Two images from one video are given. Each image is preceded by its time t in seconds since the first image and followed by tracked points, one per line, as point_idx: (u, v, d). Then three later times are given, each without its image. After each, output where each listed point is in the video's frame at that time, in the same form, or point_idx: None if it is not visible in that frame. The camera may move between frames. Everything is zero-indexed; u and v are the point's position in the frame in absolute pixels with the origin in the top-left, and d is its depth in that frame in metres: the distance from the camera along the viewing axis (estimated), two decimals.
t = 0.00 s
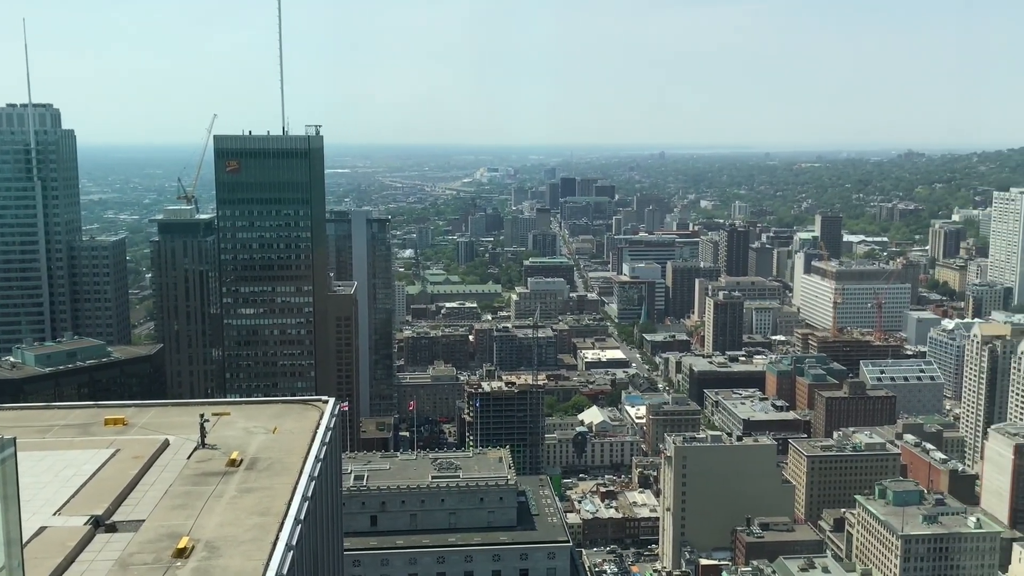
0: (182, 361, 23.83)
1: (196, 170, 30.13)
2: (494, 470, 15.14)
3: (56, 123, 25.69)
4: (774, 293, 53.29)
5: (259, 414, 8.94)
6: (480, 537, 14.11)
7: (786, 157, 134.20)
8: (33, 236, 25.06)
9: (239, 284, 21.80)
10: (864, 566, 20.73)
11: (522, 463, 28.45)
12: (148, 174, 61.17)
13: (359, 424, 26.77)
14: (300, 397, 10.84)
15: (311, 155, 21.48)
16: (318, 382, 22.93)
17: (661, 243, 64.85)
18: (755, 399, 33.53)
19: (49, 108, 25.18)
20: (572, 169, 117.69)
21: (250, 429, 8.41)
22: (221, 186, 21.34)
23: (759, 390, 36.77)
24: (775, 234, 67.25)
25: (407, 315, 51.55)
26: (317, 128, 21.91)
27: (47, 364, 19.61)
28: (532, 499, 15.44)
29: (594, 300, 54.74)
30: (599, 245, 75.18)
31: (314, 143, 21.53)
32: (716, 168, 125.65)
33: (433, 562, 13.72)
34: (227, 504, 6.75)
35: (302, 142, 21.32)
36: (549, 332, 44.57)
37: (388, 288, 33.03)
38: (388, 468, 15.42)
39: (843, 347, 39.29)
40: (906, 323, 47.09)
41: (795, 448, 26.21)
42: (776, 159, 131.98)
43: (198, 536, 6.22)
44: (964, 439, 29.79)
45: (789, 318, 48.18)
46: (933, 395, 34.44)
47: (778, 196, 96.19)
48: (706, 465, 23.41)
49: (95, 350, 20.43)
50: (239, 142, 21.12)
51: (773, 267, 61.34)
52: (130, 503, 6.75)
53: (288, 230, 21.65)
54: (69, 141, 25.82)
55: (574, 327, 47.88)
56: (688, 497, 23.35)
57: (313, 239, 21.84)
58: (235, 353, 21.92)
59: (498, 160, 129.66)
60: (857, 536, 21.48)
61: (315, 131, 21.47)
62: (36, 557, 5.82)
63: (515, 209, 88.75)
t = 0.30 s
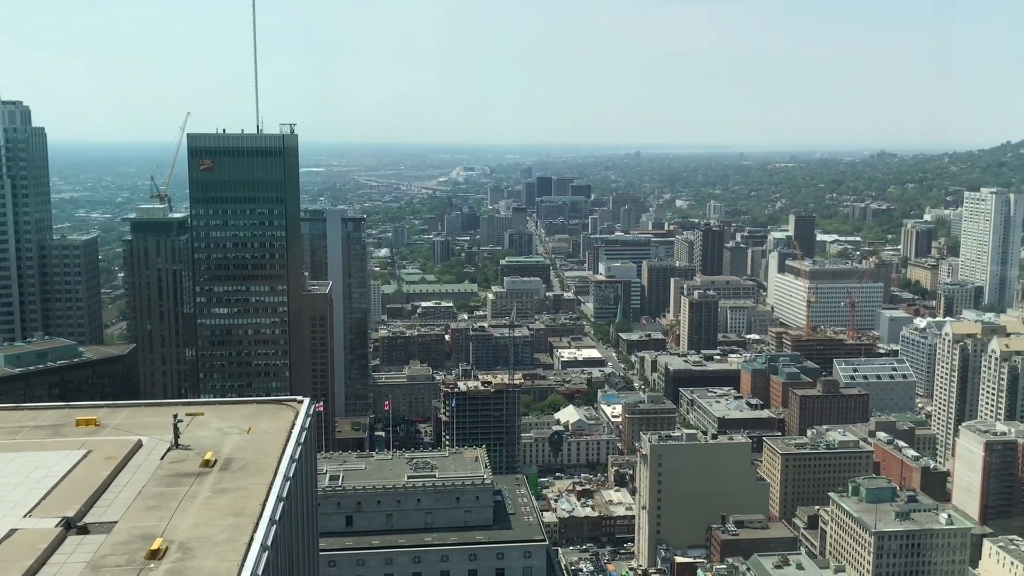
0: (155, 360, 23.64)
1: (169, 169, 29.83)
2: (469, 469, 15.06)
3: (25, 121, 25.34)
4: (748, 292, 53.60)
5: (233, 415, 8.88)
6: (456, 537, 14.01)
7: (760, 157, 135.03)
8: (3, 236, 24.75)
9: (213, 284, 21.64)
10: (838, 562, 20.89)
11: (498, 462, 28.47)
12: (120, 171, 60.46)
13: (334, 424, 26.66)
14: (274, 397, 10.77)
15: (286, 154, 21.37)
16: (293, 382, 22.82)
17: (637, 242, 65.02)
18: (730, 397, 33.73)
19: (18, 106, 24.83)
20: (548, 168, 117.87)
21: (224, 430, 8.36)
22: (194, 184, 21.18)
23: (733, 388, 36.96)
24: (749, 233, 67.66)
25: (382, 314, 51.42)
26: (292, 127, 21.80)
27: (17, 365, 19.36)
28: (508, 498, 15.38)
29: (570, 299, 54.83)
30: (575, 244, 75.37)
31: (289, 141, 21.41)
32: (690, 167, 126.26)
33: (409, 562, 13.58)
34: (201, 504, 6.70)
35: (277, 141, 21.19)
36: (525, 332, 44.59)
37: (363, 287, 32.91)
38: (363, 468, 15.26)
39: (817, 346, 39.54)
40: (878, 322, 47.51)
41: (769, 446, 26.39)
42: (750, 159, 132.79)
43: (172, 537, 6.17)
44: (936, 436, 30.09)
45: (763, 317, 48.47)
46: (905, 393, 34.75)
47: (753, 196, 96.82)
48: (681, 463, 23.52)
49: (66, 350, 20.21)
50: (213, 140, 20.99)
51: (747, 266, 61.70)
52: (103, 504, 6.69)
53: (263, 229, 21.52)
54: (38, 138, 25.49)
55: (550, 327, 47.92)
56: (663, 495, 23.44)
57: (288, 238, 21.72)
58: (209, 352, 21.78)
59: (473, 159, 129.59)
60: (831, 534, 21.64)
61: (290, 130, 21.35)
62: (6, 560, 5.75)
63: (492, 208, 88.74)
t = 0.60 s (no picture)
0: (131, 360, 23.47)
1: (145, 166, 29.54)
2: (449, 468, 14.78)
3: None
4: (725, 290, 53.83)
5: (210, 415, 8.82)
6: (435, 536, 13.77)
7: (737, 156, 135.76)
8: None
9: (189, 283, 21.50)
10: (814, 558, 21.03)
11: (477, 461, 28.46)
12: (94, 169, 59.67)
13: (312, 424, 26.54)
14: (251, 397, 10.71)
15: (263, 151, 21.26)
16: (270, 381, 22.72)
17: (615, 241, 65.20)
18: (708, 395, 33.88)
19: None
20: (527, 166, 117.95)
21: (201, 430, 8.31)
22: (170, 182, 21.06)
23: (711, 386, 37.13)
24: (727, 231, 67.98)
25: (360, 313, 51.29)
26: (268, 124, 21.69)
27: None
28: (488, 496, 15.23)
29: (549, 297, 54.89)
30: (554, 242, 75.53)
31: (266, 139, 21.29)
32: (668, 164, 126.72)
33: (387, 561, 13.38)
34: (178, 505, 6.66)
35: (253, 138, 21.09)
36: (504, 330, 44.60)
37: (341, 286, 32.85)
38: (341, 467, 14.87)
39: (794, 344, 39.80)
40: (855, 319, 47.85)
41: (747, 443, 26.53)
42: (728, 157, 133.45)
43: (149, 537, 6.12)
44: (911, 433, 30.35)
45: (741, 314, 48.72)
46: (881, 389, 35.01)
47: (730, 195, 97.37)
48: (660, 460, 23.60)
49: (41, 351, 20.05)
50: (189, 138, 20.86)
51: (725, 265, 61.99)
52: (79, 505, 6.63)
53: (239, 227, 21.39)
54: (11, 136, 25.28)
55: (529, 325, 47.96)
56: (642, 492, 23.52)
57: (265, 237, 21.59)
58: (186, 351, 21.65)
59: (452, 157, 129.53)
60: (808, 530, 21.78)
61: (266, 127, 21.24)
62: None
63: (471, 206, 88.71)
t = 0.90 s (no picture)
0: (107, 360, 23.30)
1: (121, 165, 29.14)
2: (429, 467, 14.51)
3: None
4: (704, 288, 54.04)
5: (188, 415, 8.76)
6: (415, 535, 13.62)
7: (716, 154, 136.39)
8: None
9: (167, 282, 21.35)
10: (794, 553, 21.15)
11: (458, 460, 28.44)
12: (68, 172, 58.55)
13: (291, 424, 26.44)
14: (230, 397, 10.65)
15: (240, 150, 21.15)
16: (248, 381, 22.66)
17: (595, 238, 65.34)
18: (687, 392, 34.01)
19: None
20: (506, 164, 117.97)
21: (179, 430, 8.26)
22: (147, 181, 20.90)
23: (691, 383, 37.27)
24: (706, 229, 68.26)
25: (340, 311, 51.12)
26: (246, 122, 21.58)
27: None
28: (468, 495, 15.07)
29: (530, 295, 54.92)
30: (534, 240, 75.66)
31: (244, 137, 21.20)
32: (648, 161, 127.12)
33: (368, 561, 13.22)
34: (157, 506, 6.61)
35: (230, 137, 20.99)
36: (484, 328, 44.58)
37: (319, 285, 32.78)
38: (321, 467, 14.63)
39: (773, 341, 40.02)
40: (832, 316, 48.17)
41: (726, 440, 26.64)
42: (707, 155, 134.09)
43: (127, 538, 6.08)
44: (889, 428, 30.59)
45: (720, 312, 48.94)
46: (859, 385, 35.25)
47: (709, 193, 97.82)
48: (640, 457, 23.68)
49: (17, 352, 19.96)
50: (166, 136, 20.73)
51: (704, 262, 62.24)
52: (55, 507, 6.57)
53: (217, 226, 21.27)
54: None
55: (510, 323, 47.99)
56: (622, 490, 23.59)
57: (243, 235, 21.47)
58: (164, 351, 21.52)
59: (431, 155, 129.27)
60: (787, 526, 21.93)
61: (244, 125, 21.13)
62: None
63: (450, 204, 88.65)
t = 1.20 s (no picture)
0: (82, 360, 23.10)
1: (95, 163, 28.77)
2: (408, 465, 14.13)
3: None
4: (682, 284, 54.27)
5: (164, 415, 8.69)
6: (394, 533, 13.10)
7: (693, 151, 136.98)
8: None
9: (142, 281, 21.17)
10: (771, 548, 21.29)
11: (436, 458, 28.40)
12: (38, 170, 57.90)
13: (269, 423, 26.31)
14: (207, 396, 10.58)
15: (215, 148, 21.01)
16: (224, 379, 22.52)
17: (573, 236, 65.48)
18: (665, 388, 34.15)
19: None
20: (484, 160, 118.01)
21: (155, 430, 8.19)
22: (121, 179, 20.73)
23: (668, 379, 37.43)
24: (684, 225, 68.58)
25: (317, 310, 50.94)
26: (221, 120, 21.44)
27: None
28: (447, 494, 14.59)
29: (508, 293, 54.95)
30: (512, 237, 75.81)
31: (218, 135, 21.06)
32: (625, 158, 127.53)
33: (346, 560, 12.73)
34: (133, 507, 6.56)
35: (205, 134, 20.84)
36: (462, 326, 44.56)
37: (296, 284, 32.72)
38: (299, 466, 14.28)
39: (749, 337, 40.25)
40: (808, 312, 48.50)
41: (704, 436, 26.74)
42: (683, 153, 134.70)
43: (102, 540, 6.02)
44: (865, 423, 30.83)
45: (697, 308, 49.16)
46: (835, 380, 35.49)
47: (686, 189, 98.35)
48: (619, 453, 23.73)
49: None
50: (140, 134, 20.58)
51: (681, 259, 62.52)
52: (29, 509, 6.50)
53: (192, 225, 21.11)
54: None
55: (488, 320, 47.98)
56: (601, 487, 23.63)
57: (219, 234, 21.32)
58: (139, 351, 21.36)
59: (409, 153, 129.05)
60: (765, 521, 22.06)
61: (219, 123, 20.99)
62: None
63: (428, 201, 88.59)
